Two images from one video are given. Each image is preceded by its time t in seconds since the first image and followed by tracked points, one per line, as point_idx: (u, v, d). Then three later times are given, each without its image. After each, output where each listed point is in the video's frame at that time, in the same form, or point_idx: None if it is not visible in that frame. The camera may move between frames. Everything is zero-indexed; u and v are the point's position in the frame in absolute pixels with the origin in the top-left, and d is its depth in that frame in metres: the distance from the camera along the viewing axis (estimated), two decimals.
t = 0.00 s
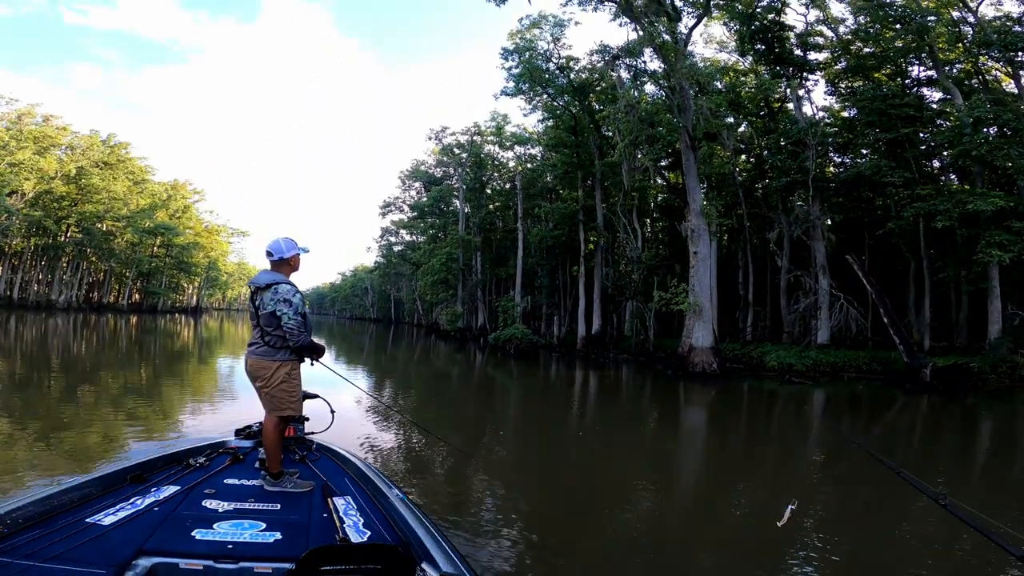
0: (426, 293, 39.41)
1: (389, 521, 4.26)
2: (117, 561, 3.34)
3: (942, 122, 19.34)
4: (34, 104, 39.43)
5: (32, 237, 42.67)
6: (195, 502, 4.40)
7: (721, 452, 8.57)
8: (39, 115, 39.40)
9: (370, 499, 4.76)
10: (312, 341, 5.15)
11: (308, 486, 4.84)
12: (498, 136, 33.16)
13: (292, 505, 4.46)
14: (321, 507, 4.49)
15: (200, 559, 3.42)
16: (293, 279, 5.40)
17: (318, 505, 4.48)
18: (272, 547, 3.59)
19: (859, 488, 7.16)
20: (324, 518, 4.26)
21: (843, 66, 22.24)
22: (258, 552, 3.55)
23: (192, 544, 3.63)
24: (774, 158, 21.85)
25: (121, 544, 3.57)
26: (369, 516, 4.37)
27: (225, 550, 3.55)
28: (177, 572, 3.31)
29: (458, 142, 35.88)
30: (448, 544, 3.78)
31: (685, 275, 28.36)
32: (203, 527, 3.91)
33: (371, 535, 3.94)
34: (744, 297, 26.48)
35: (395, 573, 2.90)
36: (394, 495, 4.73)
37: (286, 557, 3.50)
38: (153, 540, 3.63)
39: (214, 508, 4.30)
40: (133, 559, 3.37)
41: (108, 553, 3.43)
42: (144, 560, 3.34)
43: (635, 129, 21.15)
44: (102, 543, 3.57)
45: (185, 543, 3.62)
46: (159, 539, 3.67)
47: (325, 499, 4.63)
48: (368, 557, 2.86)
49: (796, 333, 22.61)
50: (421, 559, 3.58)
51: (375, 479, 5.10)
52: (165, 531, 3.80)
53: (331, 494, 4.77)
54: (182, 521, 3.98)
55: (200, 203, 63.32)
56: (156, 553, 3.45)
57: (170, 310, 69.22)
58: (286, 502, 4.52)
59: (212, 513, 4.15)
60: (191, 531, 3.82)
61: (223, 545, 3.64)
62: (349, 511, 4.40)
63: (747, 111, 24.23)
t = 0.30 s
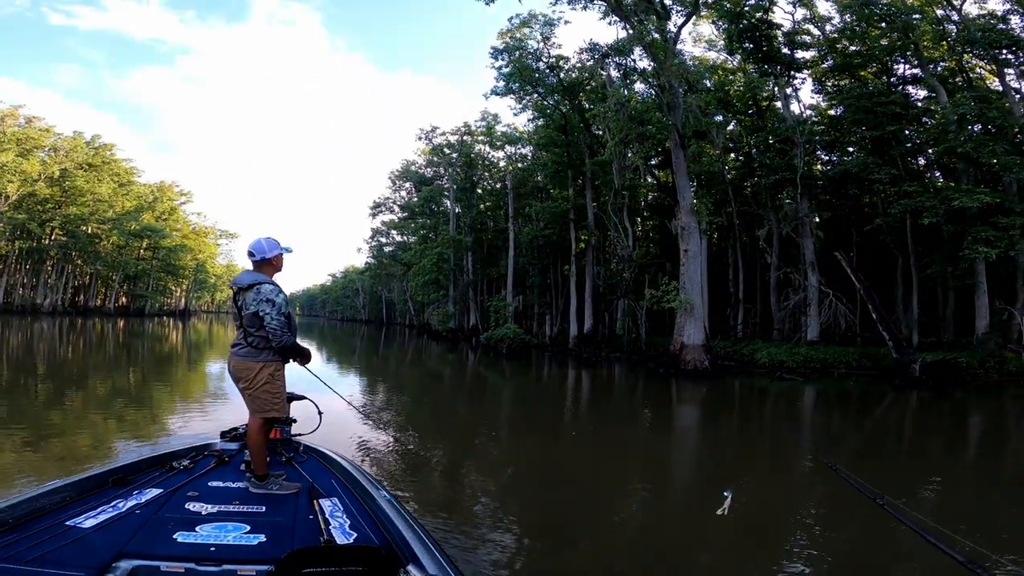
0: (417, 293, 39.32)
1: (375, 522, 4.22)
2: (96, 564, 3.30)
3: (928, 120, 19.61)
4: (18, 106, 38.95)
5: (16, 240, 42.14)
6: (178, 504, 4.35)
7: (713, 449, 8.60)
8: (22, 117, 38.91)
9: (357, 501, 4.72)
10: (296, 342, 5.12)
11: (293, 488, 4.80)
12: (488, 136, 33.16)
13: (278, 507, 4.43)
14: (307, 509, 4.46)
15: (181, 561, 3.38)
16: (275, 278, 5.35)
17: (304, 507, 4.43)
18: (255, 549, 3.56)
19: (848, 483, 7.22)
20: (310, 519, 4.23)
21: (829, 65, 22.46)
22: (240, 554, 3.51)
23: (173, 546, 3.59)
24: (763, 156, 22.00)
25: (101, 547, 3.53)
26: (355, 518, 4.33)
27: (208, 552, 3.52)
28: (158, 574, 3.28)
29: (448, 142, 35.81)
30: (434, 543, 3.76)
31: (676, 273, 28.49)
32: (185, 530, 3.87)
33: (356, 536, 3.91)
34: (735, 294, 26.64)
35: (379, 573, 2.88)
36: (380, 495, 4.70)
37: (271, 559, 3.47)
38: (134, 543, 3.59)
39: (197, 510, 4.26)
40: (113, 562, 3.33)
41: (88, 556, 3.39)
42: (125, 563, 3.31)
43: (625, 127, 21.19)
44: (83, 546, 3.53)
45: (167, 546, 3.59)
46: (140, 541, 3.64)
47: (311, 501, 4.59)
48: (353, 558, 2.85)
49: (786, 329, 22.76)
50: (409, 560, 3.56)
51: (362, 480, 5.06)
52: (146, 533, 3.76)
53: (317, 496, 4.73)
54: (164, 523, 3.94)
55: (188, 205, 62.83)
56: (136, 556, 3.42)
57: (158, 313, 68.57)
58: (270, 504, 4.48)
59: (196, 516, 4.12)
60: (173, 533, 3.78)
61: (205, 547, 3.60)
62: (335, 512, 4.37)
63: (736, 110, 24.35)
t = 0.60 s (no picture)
0: (406, 295, 39.21)
1: (357, 526, 4.16)
2: (68, 570, 3.25)
3: (908, 118, 19.99)
4: None
5: None
6: (155, 509, 4.30)
7: (703, 447, 8.62)
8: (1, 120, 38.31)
9: (339, 505, 4.65)
10: (272, 345, 5.09)
11: (274, 492, 4.74)
12: (475, 136, 33.17)
13: (257, 511, 4.37)
14: (287, 513, 4.39)
15: (156, 566, 3.33)
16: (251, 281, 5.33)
17: (284, 512, 4.37)
18: (232, 554, 3.50)
19: (836, 480, 7.26)
20: (290, 524, 4.17)
21: (811, 63, 22.73)
22: (216, 560, 3.46)
23: (148, 552, 3.54)
24: (748, 153, 22.22)
25: (74, 552, 3.48)
26: (336, 522, 4.27)
27: (184, 557, 3.47)
28: None
29: (435, 143, 35.78)
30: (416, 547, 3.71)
31: (664, 272, 28.64)
32: (161, 534, 3.82)
33: (337, 541, 3.85)
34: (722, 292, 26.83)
35: None
36: (362, 499, 4.64)
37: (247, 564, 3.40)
38: (107, 549, 3.54)
39: (173, 515, 4.20)
40: (86, 568, 3.28)
41: (59, 563, 3.34)
42: (97, 569, 3.25)
43: (611, 126, 21.26)
44: (55, 552, 3.48)
45: (141, 551, 3.53)
46: (115, 547, 3.59)
47: (291, 506, 4.53)
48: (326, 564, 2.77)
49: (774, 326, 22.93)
50: (390, 564, 3.51)
51: (344, 484, 4.99)
52: (120, 539, 3.70)
53: (298, 501, 4.67)
54: (139, 529, 3.88)
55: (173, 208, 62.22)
56: (109, 561, 3.36)
57: (143, 318, 67.78)
58: (249, 508, 4.42)
59: (172, 521, 4.06)
60: (148, 538, 3.72)
61: (181, 552, 3.55)
62: (315, 517, 4.31)
63: (721, 108, 24.54)
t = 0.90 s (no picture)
0: (383, 296, 38.91)
1: (324, 530, 4.09)
2: None
3: (874, 117, 20.27)
4: None
5: None
6: (112, 517, 4.19)
7: (680, 443, 8.72)
8: None
9: (306, 508, 4.57)
10: (233, 348, 5.01)
11: (239, 498, 4.64)
12: (451, 136, 33.07)
13: (220, 518, 4.27)
14: (252, 519, 4.30)
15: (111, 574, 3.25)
16: (208, 283, 5.25)
17: (249, 517, 4.28)
18: (192, 561, 3.43)
19: (809, 474, 7.40)
20: (255, 529, 4.09)
21: (781, 63, 23.07)
22: (175, 567, 3.38)
23: (104, 558, 3.45)
24: (721, 152, 22.61)
25: (26, 560, 3.38)
26: (302, 526, 4.20)
27: (142, 565, 3.39)
28: None
29: (411, 142, 35.57)
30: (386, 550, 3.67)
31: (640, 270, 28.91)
32: (118, 541, 3.73)
33: (304, 546, 3.78)
34: (697, 290, 27.22)
35: None
36: (330, 502, 4.56)
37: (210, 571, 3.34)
38: (60, 557, 3.44)
39: (131, 522, 4.10)
40: None
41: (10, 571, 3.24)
42: None
43: (587, 125, 21.36)
44: (6, 560, 3.38)
45: (96, 558, 3.44)
46: (68, 554, 3.49)
47: (257, 510, 4.44)
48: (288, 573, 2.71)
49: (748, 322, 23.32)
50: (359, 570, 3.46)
51: (311, 486, 4.90)
52: (75, 546, 3.61)
53: (264, 506, 4.57)
54: (95, 536, 3.78)
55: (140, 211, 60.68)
56: (63, 569, 3.28)
57: (109, 323, 65.95)
58: (212, 514, 4.33)
59: (130, 528, 3.96)
60: (104, 545, 3.63)
61: (138, 559, 3.47)
62: (282, 521, 4.23)
63: (694, 107, 24.85)
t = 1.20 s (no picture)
0: (355, 297, 38.55)
1: (287, 532, 4.03)
2: None
3: (835, 117, 20.90)
4: None
5: None
6: (65, 520, 4.08)
7: (654, 439, 8.85)
8: None
9: (269, 510, 4.48)
10: (189, 348, 4.92)
11: (200, 501, 4.53)
12: (424, 135, 32.95)
13: (179, 521, 4.18)
14: (212, 522, 4.21)
15: None
16: (162, 283, 5.14)
17: (210, 521, 4.19)
18: (146, 564, 3.36)
19: (782, 468, 7.58)
20: (215, 532, 4.01)
21: (749, 64, 23.59)
22: (128, 570, 3.31)
23: (54, 561, 3.37)
24: (690, 151, 23.01)
25: None
26: (265, 528, 4.13)
27: (94, 568, 3.31)
28: None
29: (383, 141, 35.34)
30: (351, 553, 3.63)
31: (613, 268, 29.25)
32: (70, 545, 3.64)
33: (266, 548, 3.73)
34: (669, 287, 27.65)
35: None
36: (294, 505, 4.49)
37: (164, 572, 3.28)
38: (8, 560, 3.36)
39: (85, 526, 4.00)
40: None
41: None
42: None
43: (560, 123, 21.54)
44: None
45: (46, 561, 3.37)
46: (17, 558, 3.41)
47: (217, 513, 4.35)
48: None
49: (718, 318, 23.78)
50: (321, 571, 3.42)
51: (275, 488, 4.81)
52: (24, 550, 3.52)
53: (226, 509, 4.47)
54: (46, 539, 3.70)
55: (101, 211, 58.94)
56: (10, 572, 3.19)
57: (69, 328, 63.90)
58: (171, 517, 4.24)
59: (83, 532, 3.86)
60: (55, 549, 3.55)
61: (91, 562, 3.40)
62: (244, 524, 4.16)
63: (665, 107, 25.20)
